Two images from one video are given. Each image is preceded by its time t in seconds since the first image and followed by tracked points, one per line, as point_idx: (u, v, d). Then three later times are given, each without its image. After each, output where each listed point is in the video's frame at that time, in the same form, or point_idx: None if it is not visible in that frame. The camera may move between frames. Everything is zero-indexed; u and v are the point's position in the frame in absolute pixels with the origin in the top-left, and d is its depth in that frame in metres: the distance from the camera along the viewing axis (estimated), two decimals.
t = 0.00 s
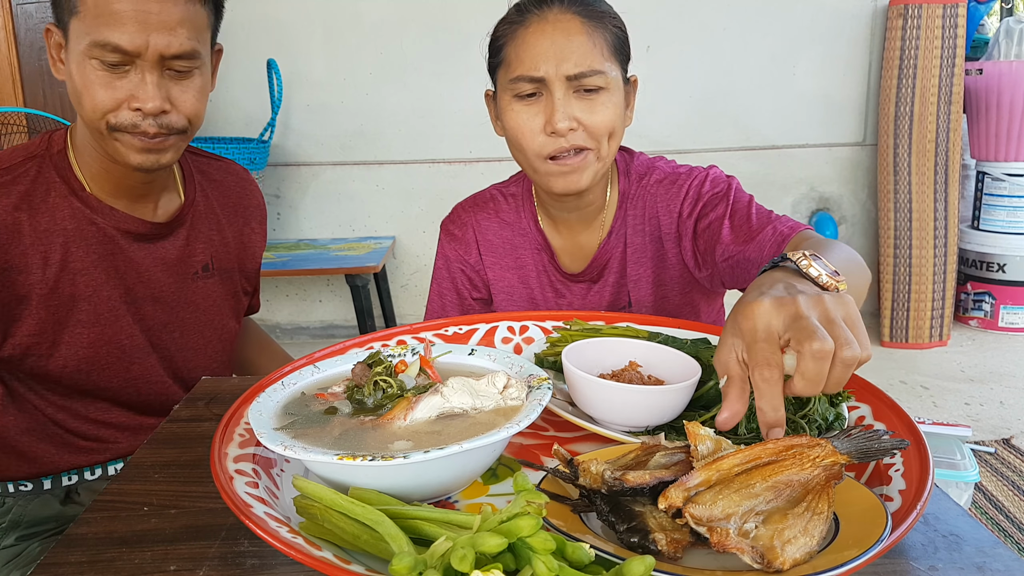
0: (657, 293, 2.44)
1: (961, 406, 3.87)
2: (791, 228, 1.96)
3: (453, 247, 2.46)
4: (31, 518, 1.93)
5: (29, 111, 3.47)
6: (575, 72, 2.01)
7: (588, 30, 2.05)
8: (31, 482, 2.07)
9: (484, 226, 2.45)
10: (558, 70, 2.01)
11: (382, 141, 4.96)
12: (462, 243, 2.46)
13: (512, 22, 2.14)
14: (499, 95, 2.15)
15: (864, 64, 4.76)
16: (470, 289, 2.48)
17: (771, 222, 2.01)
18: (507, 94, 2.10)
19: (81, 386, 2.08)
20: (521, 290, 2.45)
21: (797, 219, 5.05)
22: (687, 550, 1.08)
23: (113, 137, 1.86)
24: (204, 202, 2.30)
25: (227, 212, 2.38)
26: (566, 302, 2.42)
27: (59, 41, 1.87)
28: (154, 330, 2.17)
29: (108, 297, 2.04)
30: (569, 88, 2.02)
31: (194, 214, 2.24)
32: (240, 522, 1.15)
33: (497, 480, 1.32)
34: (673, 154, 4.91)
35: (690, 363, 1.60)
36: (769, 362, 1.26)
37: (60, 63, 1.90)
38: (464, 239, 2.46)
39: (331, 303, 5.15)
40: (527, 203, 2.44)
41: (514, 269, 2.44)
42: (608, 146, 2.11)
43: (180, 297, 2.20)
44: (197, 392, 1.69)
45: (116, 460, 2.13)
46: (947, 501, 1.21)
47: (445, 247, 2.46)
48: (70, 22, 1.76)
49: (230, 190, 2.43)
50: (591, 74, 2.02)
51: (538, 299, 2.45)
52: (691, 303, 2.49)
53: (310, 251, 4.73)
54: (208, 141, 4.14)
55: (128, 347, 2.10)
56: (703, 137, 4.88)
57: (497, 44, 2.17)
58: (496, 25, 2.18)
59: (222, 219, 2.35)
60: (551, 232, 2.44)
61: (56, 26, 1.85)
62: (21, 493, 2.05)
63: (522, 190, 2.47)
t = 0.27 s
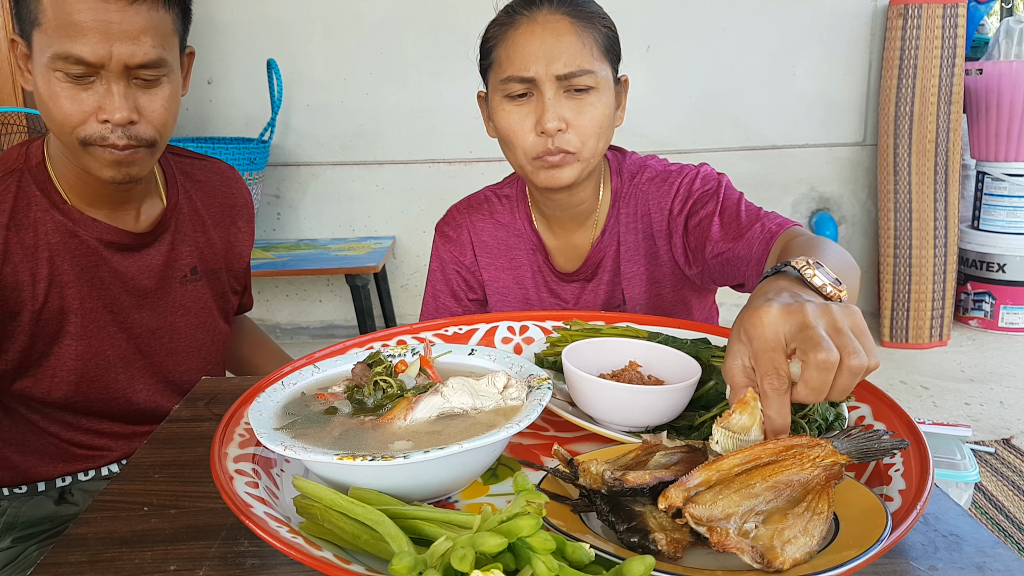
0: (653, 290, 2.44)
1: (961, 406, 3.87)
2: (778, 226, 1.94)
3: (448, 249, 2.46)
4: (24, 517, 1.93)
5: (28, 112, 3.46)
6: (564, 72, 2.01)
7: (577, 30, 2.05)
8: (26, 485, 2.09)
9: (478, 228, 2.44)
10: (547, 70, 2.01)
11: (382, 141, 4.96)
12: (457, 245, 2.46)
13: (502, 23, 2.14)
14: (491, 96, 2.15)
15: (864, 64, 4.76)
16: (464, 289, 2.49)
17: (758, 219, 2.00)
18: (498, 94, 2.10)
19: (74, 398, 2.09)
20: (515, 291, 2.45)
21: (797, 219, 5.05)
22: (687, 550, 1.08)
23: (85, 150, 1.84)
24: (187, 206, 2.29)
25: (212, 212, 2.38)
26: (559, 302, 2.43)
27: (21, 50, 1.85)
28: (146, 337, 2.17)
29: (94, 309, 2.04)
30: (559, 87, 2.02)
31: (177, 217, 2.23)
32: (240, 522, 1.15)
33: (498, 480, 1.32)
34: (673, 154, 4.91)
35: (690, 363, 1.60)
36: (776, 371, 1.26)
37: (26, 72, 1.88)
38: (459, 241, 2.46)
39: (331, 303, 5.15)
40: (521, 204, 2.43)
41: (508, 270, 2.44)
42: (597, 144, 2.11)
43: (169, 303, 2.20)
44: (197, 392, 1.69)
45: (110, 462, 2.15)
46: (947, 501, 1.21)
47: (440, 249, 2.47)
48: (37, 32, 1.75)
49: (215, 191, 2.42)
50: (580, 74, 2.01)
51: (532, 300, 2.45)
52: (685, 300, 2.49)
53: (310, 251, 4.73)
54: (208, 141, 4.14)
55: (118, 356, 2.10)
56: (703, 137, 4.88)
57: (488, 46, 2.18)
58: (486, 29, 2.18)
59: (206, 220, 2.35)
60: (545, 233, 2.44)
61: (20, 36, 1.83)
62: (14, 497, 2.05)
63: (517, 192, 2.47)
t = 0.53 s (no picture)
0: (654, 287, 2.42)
1: (961, 406, 3.87)
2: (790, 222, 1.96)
3: (448, 247, 2.46)
4: (24, 521, 1.94)
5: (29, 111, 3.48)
6: (560, 68, 2.01)
7: (571, 27, 2.05)
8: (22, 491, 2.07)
9: (479, 225, 2.45)
10: (543, 67, 2.01)
11: (382, 141, 4.96)
12: (457, 242, 2.46)
13: (498, 22, 2.14)
14: (489, 93, 2.15)
15: (864, 64, 4.76)
16: (464, 286, 2.48)
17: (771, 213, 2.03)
18: (496, 92, 2.10)
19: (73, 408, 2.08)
20: (515, 287, 2.44)
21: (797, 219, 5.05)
22: (687, 550, 1.08)
23: (107, 160, 1.84)
24: (174, 208, 2.30)
25: (197, 213, 2.39)
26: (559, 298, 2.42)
27: (29, 57, 1.80)
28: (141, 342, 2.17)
29: (89, 319, 2.03)
30: (555, 83, 2.02)
31: (166, 220, 2.24)
32: (240, 522, 1.15)
33: (498, 480, 1.32)
34: (673, 154, 4.92)
35: (690, 363, 1.60)
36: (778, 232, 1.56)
37: (31, 79, 1.83)
38: (460, 238, 2.46)
39: (331, 302, 5.15)
40: (522, 202, 2.44)
41: (508, 268, 2.44)
42: (596, 139, 2.10)
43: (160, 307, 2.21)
44: (197, 392, 1.69)
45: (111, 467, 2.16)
46: (947, 501, 1.21)
47: (440, 247, 2.47)
48: (61, 42, 1.72)
49: (202, 191, 2.44)
50: (576, 69, 2.01)
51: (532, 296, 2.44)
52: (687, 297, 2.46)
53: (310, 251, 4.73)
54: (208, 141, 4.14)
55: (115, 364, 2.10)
56: (703, 137, 4.88)
57: (485, 44, 2.18)
58: (483, 27, 2.19)
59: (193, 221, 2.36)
60: (545, 229, 2.44)
61: (26, 43, 1.79)
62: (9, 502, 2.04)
63: (517, 190, 2.47)
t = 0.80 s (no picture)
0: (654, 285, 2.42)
1: (961, 406, 3.87)
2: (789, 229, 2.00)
3: (450, 244, 2.47)
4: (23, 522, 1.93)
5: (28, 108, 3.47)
6: (562, 64, 2.01)
7: (575, 24, 2.05)
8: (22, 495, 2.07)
9: (480, 223, 2.45)
10: (545, 62, 2.01)
11: (382, 141, 4.96)
12: (459, 240, 2.47)
13: (501, 19, 2.15)
14: (492, 89, 2.15)
15: (864, 64, 4.76)
16: (464, 284, 2.47)
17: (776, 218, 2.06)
18: (499, 87, 2.09)
19: (78, 413, 2.08)
20: (515, 284, 2.43)
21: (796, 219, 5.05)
22: (687, 550, 1.08)
23: (146, 167, 1.89)
24: (175, 213, 2.29)
25: (198, 217, 2.38)
26: (560, 295, 2.41)
27: (63, 65, 1.84)
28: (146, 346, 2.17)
29: (95, 325, 2.04)
30: (557, 78, 2.02)
31: (167, 225, 2.23)
32: (240, 522, 1.15)
33: (498, 480, 1.32)
34: (673, 154, 4.92)
35: (689, 363, 1.60)
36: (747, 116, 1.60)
37: (60, 87, 1.86)
38: (461, 236, 2.47)
39: (331, 302, 5.15)
40: (522, 199, 2.44)
41: (509, 265, 2.43)
42: (596, 136, 2.09)
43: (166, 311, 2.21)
44: (197, 392, 1.69)
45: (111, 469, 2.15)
46: (947, 501, 1.21)
47: (442, 245, 2.47)
48: (108, 51, 1.78)
49: (201, 196, 2.42)
50: (578, 65, 2.01)
51: (532, 292, 2.43)
52: (687, 296, 2.45)
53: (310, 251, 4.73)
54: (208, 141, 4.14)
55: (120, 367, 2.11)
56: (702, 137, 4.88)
57: (490, 40, 2.18)
58: (488, 24, 2.20)
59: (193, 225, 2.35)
60: (547, 226, 2.44)
61: (61, 51, 1.83)
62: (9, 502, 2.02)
63: (517, 189, 2.48)
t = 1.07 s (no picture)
0: (653, 283, 2.42)
1: (961, 406, 3.87)
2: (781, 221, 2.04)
3: (450, 243, 2.47)
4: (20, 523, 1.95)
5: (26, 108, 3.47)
6: (564, 63, 2.01)
7: (578, 24, 2.06)
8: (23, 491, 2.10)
9: (480, 222, 2.45)
10: (548, 61, 2.02)
11: (382, 141, 4.96)
12: (459, 238, 2.47)
13: (505, 17, 2.15)
14: (494, 86, 2.15)
15: (864, 64, 4.76)
16: (464, 282, 2.47)
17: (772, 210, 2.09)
18: (501, 85, 2.10)
19: (74, 412, 2.09)
20: (515, 283, 2.43)
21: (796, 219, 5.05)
22: (687, 550, 1.08)
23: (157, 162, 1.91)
24: (177, 221, 2.27)
25: (203, 225, 2.36)
26: (559, 293, 2.41)
27: (77, 64, 1.86)
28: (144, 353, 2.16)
29: (92, 326, 2.04)
30: (560, 77, 2.02)
31: (169, 233, 2.22)
32: (240, 522, 1.15)
33: (498, 480, 1.32)
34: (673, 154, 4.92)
35: (689, 362, 1.60)
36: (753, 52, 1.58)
37: (74, 87, 1.88)
38: (461, 235, 2.47)
39: (331, 302, 5.15)
40: (523, 198, 2.44)
41: (509, 263, 2.43)
42: (597, 134, 2.09)
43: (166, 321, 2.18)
44: (197, 392, 1.69)
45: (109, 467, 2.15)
46: (947, 501, 1.21)
47: (442, 244, 2.47)
48: (124, 48, 1.81)
49: (207, 207, 2.39)
50: (580, 63, 2.01)
51: (532, 290, 2.42)
52: (686, 293, 2.45)
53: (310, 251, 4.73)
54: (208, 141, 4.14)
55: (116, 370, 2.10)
56: (703, 137, 4.88)
57: (492, 39, 2.18)
58: (490, 23, 2.20)
59: (196, 233, 2.33)
60: (547, 224, 2.44)
61: (73, 50, 1.85)
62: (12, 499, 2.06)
63: (517, 187, 2.48)
